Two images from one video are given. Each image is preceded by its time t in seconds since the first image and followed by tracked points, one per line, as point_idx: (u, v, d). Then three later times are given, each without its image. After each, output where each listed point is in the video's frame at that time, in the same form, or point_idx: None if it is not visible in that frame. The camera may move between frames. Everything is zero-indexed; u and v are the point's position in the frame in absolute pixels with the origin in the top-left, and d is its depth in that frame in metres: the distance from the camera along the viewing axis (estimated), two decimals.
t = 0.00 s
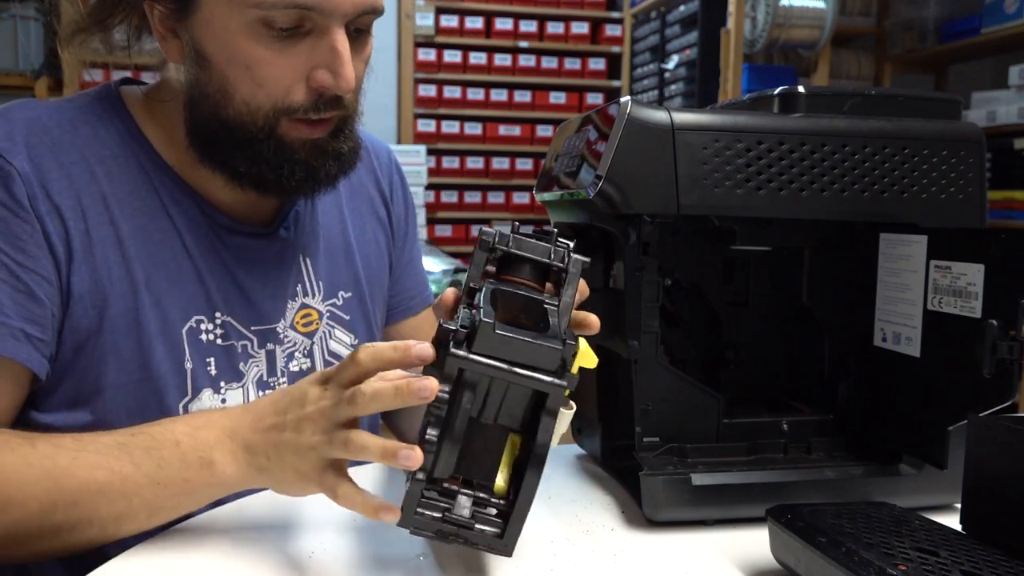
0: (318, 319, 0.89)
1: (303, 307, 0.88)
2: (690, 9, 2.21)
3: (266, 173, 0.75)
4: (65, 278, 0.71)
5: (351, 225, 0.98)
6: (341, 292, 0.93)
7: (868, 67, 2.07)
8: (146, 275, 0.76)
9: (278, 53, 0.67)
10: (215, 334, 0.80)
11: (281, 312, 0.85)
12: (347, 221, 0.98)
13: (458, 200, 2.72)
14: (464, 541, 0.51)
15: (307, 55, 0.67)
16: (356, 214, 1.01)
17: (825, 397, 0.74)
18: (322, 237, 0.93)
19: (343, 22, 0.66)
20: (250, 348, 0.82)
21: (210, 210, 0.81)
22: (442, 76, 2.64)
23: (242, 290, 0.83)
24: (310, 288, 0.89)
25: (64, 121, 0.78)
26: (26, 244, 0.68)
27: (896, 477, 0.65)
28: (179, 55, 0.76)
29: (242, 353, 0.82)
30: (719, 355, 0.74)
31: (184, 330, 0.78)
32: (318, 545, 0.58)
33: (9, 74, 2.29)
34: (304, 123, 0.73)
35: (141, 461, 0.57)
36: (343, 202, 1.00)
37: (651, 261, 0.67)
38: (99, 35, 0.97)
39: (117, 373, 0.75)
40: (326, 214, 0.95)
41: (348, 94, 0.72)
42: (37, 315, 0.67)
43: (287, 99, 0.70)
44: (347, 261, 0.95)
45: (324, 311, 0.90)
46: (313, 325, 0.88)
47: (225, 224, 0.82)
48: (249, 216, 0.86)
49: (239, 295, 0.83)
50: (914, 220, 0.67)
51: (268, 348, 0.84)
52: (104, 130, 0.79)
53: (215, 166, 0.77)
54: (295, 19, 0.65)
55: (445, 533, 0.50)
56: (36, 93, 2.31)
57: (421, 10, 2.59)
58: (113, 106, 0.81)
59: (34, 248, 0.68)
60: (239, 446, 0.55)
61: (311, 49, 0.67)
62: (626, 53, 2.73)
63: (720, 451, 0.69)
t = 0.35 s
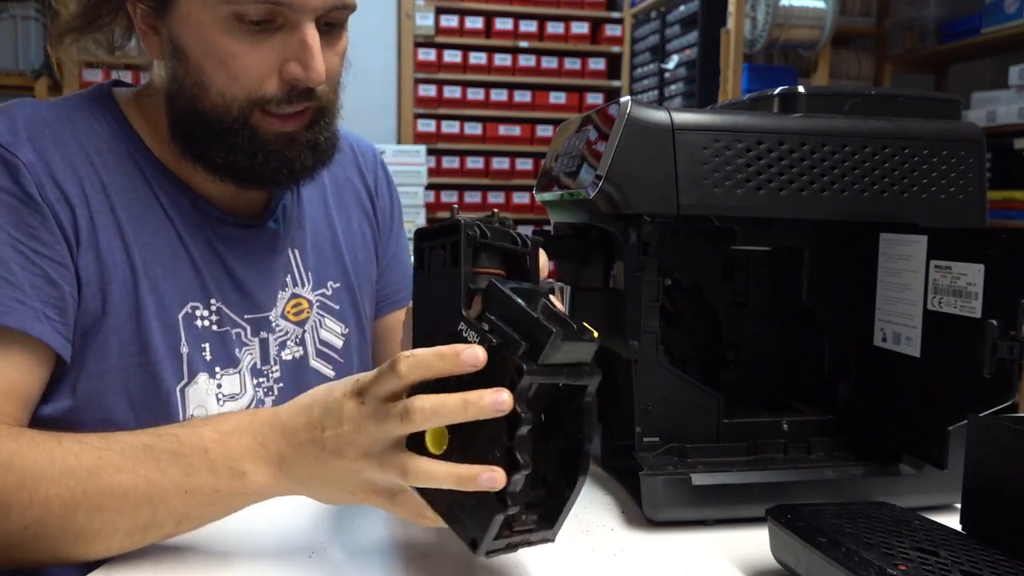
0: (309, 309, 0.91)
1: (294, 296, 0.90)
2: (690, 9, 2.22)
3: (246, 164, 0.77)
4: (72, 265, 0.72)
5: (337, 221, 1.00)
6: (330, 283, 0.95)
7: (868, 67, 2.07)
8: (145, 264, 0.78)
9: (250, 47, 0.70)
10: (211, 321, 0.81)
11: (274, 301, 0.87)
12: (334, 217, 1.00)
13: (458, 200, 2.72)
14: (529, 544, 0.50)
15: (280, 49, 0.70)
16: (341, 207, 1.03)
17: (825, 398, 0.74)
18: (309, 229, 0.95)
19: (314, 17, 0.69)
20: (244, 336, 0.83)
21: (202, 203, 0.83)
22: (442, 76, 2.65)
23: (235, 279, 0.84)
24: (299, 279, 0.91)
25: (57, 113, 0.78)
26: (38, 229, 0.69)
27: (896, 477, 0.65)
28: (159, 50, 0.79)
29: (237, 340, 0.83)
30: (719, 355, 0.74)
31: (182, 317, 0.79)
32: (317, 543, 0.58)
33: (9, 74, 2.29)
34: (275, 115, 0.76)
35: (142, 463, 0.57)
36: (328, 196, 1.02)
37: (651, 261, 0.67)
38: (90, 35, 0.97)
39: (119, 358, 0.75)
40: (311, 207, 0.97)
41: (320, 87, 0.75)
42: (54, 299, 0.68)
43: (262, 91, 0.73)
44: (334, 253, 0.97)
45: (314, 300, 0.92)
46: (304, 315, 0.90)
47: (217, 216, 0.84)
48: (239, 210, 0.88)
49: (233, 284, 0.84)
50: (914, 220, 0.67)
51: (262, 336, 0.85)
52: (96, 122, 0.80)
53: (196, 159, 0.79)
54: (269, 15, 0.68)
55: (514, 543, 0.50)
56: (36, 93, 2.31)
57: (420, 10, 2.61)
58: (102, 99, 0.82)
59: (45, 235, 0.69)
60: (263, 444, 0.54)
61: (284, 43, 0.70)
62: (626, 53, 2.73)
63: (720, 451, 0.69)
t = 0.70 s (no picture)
0: (300, 303, 0.90)
1: (285, 292, 0.89)
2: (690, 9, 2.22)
3: (217, 166, 0.75)
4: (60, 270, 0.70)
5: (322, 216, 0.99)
6: (319, 278, 0.94)
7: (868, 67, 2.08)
8: (132, 268, 0.76)
9: (201, 45, 0.69)
10: (202, 322, 0.80)
11: (265, 297, 0.86)
12: (319, 212, 0.99)
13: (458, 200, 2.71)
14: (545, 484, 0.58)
15: (231, 46, 0.70)
16: (325, 201, 1.02)
17: (826, 398, 0.73)
18: (295, 226, 0.94)
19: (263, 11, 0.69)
20: (237, 334, 0.83)
21: (188, 204, 0.82)
22: (442, 76, 2.65)
23: (223, 278, 0.83)
24: (290, 274, 0.90)
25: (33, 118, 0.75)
26: (24, 235, 0.66)
27: (896, 478, 0.65)
28: (119, 55, 0.77)
29: (228, 340, 0.82)
30: (719, 354, 0.74)
31: (172, 320, 0.78)
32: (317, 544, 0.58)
33: (9, 74, 2.29)
34: (241, 112, 0.75)
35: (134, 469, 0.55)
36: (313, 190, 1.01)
37: (651, 261, 0.67)
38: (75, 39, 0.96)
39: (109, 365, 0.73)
40: (296, 203, 0.97)
41: (278, 80, 0.74)
42: (46, 304, 0.65)
43: (218, 90, 0.72)
44: (322, 248, 0.97)
45: (305, 294, 0.92)
46: (296, 309, 0.90)
47: (203, 216, 0.83)
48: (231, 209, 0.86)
49: (223, 283, 0.83)
50: (914, 220, 0.67)
51: (255, 333, 0.85)
52: (74, 126, 0.77)
53: (165, 162, 0.77)
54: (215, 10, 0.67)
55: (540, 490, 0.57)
56: (36, 93, 2.31)
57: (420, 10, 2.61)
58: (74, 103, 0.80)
59: (32, 240, 0.66)
60: (249, 461, 0.49)
61: (234, 39, 0.69)
62: (626, 53, 2.73)
63: (720, 451, 0.69)
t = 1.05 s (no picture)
0: (280, 304, 0.86)
1: (263, 293, 0.85)
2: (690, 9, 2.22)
3: (183, 185, 0.73)
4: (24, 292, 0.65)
5: (300, 207, 0.94)
6: (299, 275, 0.90)
7: (868, 67, 2.08)
8: (99, 284, 0.71)
9: (144, 65, 0.64)
10: (178, 334, 0.76)
11: (243, 301, 0.82)
12: (296, 203, 0.94)
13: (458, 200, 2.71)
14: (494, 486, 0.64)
15: (176, 61, 0.65)
16: (304, 193, 0.97)
17: (826, 398, 0.73)
18: (270, 222, 0.89)
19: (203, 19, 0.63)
20: (216, 342, 0.79)
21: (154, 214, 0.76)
22: (442, 76, 2.65)
23: (197, 287, 0.78)
24: (267, 274, 0.86)
25: None
26: None
27: (896, 477, 0.65)
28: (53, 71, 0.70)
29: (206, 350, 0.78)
30: (719, 355, 0.74)
31: (145, 335, 0.73)
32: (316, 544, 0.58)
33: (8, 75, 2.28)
34: (198, 128, 0.72)
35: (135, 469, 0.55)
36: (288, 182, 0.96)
37: (651, 261, 0.67)
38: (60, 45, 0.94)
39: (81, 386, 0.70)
40: (270, 199, 0.92)
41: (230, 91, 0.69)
42: (9, 327, 0.61)
43: (172, 108, 0.68)
44: (300, 244, 0.92)
45: (284, 295, 0.87)
46: (275, 310, 0.86)
47: (171, 224, 0.77)
48: (203, 211, 0.80)
49: (198, 291, 0.79)
50: (914, 220, 0.67)
51: (235, 339, 0.80)
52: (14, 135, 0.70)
53: (125, 174, 0.71)
54: (152, 28, 0.62)
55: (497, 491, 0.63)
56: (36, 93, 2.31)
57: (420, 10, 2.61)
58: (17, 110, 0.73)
59: None
60: (275, 466, 0.47)
61: (179, 54, 0.64)
62: (626, 53, 2.73)
63: (720, 451, 0.69)
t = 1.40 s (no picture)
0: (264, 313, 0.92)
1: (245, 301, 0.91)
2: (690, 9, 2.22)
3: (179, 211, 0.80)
4: None
5: (289, 209, 1.00)
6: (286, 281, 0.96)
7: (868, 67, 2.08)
8: (67, 306, 0.76)
9: (114, 104, 0.68)
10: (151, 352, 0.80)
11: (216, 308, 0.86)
12: (286, 205, 1.00)
13: (458, 200, 2.71)
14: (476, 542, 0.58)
15: (144, 95, 0.68)
16: (290, 195, 1.02)
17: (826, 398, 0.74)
18: (257, 228, 0.96)
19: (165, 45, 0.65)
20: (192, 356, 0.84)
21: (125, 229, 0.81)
22: (442, 76, 2.65)
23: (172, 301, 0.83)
24: (252, 283, 0.92)
25: None
26: None
27: (897, 477, 0.65)
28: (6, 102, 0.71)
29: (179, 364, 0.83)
30: (719, 354, 0.74)
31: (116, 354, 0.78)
32: (315, 543, 0.59)
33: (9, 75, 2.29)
34: (178, 153, 0.77)
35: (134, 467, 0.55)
36: (280, 187, 1.02)
37: (651, 261, 0.67)
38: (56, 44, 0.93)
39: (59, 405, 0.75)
40: (259, 204, 0.97)
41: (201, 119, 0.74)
42: None
43: (148, 139, 0.73)
44: (287, 249, 0.98)
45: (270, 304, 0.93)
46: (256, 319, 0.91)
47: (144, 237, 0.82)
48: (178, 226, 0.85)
49: (174, 306, 0.83)
50: (915, 220, 0.67)
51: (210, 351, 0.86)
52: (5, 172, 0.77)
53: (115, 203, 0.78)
54: (111, 70, 0.65)
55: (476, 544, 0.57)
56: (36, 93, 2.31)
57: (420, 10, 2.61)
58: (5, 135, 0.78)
59: None
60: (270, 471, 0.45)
61: (146, 87, 0.68)
62: (626, 53, 2.73)
63: (720, 451, 0.69)
